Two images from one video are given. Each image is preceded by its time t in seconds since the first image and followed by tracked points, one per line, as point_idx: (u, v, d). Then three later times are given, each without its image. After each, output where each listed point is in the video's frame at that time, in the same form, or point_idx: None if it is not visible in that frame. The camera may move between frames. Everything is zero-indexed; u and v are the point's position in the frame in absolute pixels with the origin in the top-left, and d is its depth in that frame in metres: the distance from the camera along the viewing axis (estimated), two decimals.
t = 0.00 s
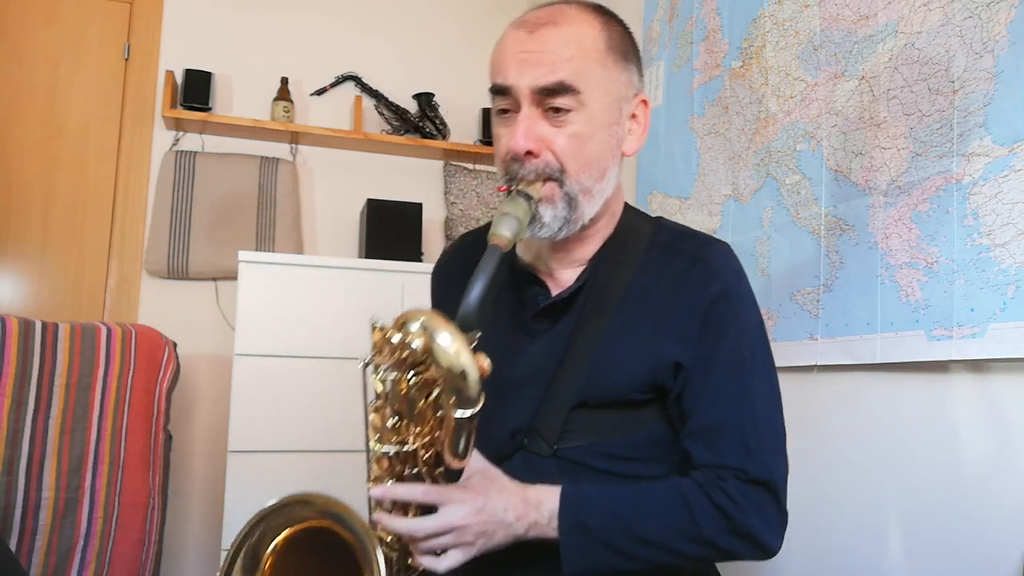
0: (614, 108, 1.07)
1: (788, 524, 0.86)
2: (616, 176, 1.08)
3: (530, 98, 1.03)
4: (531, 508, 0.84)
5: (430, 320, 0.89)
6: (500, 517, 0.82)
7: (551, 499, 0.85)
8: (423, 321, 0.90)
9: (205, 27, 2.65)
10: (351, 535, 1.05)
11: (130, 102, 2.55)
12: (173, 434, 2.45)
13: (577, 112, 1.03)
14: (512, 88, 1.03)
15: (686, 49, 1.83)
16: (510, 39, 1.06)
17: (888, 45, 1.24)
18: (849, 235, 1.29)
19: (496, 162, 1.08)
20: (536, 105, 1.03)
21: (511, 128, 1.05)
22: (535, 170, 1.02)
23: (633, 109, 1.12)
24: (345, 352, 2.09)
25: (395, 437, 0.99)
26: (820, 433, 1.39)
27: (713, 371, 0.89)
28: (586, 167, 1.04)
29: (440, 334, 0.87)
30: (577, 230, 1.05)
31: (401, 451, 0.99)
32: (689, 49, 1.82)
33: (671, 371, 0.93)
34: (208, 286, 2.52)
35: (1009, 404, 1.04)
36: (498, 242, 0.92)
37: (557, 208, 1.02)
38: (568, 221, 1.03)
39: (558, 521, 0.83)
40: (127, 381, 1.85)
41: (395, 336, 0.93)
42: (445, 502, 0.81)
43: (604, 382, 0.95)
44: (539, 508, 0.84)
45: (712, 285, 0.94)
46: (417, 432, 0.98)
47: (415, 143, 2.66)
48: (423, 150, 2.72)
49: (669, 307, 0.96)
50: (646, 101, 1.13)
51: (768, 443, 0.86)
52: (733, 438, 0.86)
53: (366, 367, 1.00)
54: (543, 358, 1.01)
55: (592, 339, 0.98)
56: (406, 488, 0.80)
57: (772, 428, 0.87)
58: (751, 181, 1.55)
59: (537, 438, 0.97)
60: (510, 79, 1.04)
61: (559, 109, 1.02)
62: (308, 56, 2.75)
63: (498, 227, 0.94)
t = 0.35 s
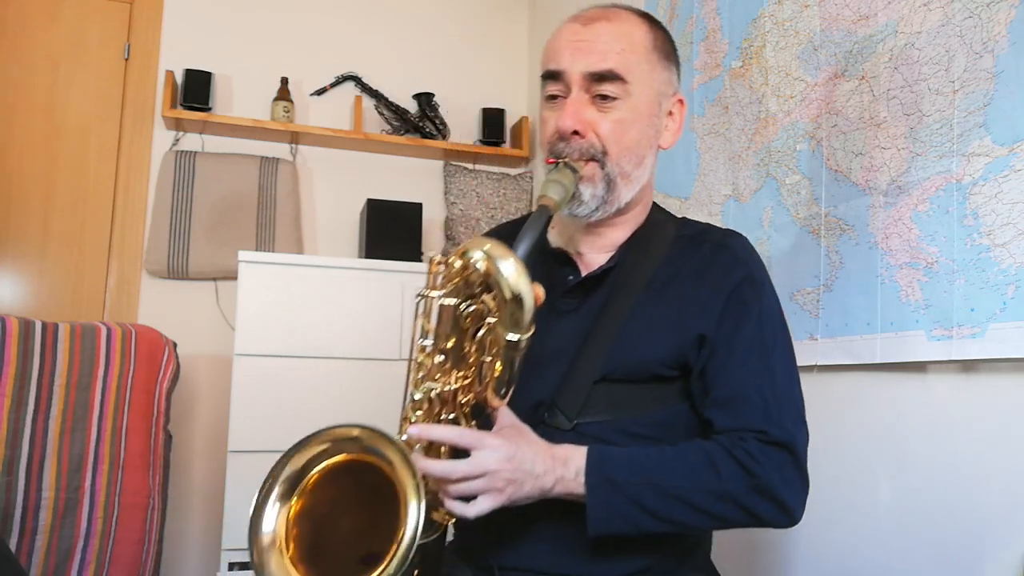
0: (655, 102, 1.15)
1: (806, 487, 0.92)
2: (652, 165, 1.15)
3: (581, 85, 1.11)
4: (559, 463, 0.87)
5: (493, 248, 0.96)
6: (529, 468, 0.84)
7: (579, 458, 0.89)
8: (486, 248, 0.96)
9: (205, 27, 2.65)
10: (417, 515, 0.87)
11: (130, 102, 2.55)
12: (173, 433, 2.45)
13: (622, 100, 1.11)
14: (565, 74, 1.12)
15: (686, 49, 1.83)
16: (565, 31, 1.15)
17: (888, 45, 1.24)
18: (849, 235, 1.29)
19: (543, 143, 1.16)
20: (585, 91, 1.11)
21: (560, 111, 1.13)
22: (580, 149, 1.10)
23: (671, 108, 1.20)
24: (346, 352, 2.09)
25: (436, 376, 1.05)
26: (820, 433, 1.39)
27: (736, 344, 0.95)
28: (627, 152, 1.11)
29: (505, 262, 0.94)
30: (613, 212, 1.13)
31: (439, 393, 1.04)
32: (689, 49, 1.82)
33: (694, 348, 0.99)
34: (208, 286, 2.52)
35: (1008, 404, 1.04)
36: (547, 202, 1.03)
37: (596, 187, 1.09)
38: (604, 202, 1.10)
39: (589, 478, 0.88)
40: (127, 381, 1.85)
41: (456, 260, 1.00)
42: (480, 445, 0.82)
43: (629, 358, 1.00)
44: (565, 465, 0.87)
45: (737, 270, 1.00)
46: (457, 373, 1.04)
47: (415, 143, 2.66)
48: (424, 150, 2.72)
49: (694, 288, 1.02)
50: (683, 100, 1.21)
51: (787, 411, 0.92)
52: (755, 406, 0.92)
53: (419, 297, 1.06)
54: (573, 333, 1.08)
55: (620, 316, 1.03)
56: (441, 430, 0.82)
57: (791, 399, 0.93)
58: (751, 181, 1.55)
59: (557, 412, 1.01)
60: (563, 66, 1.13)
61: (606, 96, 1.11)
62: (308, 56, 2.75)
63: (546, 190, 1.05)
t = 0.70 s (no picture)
0: (681, 109, 1.20)
1: (817, 480, 0.95)
2: (674, 171, 1.20)
3: (612, 89, 1.17)
4: (580, 445, 0.91)
5: (542, 219, 1.02)
6: (552, 447, 0.88)
7: (599, 442, 0.92)
8: (536, 219, 1.02)
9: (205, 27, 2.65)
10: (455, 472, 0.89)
11: (130, 102, 2.55)
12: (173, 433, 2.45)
13: (650, 105, 1.16)
14: (598, 78, 1.19)
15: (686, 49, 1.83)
16: (599, 38, 1.21)
17: (888, 45, 1.24)
18: (849, 235, 1.29)
19: (573, 141, 1.21)
20: (616, 95, 1.17)
21: (591, 112, 1.19)
22: (608, 148, 1.15)
23: (693, 118, 1.24)
24: (346, 352, 2.09)
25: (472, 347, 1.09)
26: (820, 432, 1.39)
27: (750, 341, 0.97)
28: (652, 155, 1.16)
29: (553, 233, 1.00)
30: (635, 210, 1.17)
31: (474, 365, 1.08)
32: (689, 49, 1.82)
33: (708, 344, 1.01)
34: (207, 286, 2.52)
35: (1009, 404, 1.04)
36: (581, 191, 1.10)
37: (621, 185, 1.14)
38: (627, 200, 1.15)
39: (609, 461, 0.91)
40: (127, 381, 1.85)
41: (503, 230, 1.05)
42: (508, 419, 0.87)
43: (644, 351, 1.03)
44: (586, 447, 0.91)
45: (752, 271, 1.02)
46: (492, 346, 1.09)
47: (415, 143, 2.66)
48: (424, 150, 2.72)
49: (710, 286, 1.04)
50: (704, 112, 1.25)
51: (799, 405, 0.94)
52: (767, 401, 0.94)
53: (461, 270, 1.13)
54: (591, 325, 1.12)
55: (637, 313, 1.06)
56: (474, 402, 0.88)
57: (804, 395, 0.95)
58: (751, 181, 1.55)
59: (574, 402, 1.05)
60: (596, 71, 1.19)
61: (635, 101, 1.16)
62: (308, 56, 2.75)
63: (580, 180, 1.11)
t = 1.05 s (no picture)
0: (678, 116, 1.22)
1: (809, 486, 0.95)
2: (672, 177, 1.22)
3: (612, 96, 1.18)
4: (582, 451, 0.91)
5: (552, 227, 1.02)
6: (555, 453, 0.89)
7: (601, 449, 0.92)
8: (546, 227, 1.02)
9: (205, 27, 2.65)
10: (465, 476, 0.90)
11: (130, 102, 2.55)
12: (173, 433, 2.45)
13: (649, 112, 1.17)
14: (597, 85, 1.19)
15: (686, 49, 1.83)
16: (599, 46, 1.22)
17: (888, 45, 1.24)
18: (849, 235, 1.29)
19: (572, 149, 1.22)
20: (616, 102, 1.18)
21: (592, 120, 1.20)
22: (609, 154, 1.16)
23: (687, 126, 1.26)
24: (346, 353, 2.09)
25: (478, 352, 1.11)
26: (820, 432, 1.38)
27: (746, 347, 0.97)
28: (652, 162, 1.17)
29: (563, 240, 1.00)
30: (635, 217, 1.18)
31: (481, 370, 1.09)
32: (689, 49, 1.82)
33: (704, 349, 1.01)
34: (207, 286, 2.52)
35: (1010, 404, 1.03)
36: (585, 199, 1.10)
37: (623, 192, 1.15)
38: (629, 207, 1.16)
39: (609, 466, 0.91)
40: (127, 381, 1.85)
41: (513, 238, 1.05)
42: (513, 425, 0.89)
43: (640, 355, 1.03)
44: (589, 453, 0.92)
45: (746, 276, 1.02)
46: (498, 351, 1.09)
47: (415, 143, 2.66)
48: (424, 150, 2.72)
49: (706, 290, 1.04)
50: (698, 119, 1.27)
51: (793, 411, 0.94)
52: (763, 407, 0.94)
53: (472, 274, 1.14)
54: (588, 331, 1.13)
55: (632, 317, 1.06)
56: (481, 408, 0.90)
57: (797, 401, 0.95)
58: (751, 181, 1.55)
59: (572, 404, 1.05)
60: (596, 78, 1.20)
61: (635, 108, 1.17)
62: (308, 56, 2.75)
63: (584, 187, 1.11)
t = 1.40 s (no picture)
0: (658, 109, 1.22)
1: (802, 485, 0.95)
2: (653, 171, 1.21)
3: (589, 89, 1.19)
4: (573, 441, 0.91)
5: (508, 226, 1.02)
6: (541, 445, 0.89)
7: (593, 438, 0.92)
8: (502, 228, 1.02)
9: (205, 27, 2.65)
10: (431, 469, 0.93)
11: (130, 102, 2.55)
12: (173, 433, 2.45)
13: (627, 105, 1.18)
14: (575, 78, 1.20)
15: (686, 49, 1.83)
16: (578, 42, 1.23)
17: (888, 45, 1.24)
18: (849, 235, 1.29)
19: (551, 143, 1.23)
20: (593, 95, 1.19)
21: (568, 115, 1.20)
22: (585, 148, 1.16)
23: (671, 120, 1.26)
24: (346, 352, 2.09)
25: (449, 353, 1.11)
26: (820, 432, 1.38)
27: (737, 343, 0.97)
28: (630, 155, 1.17)
29: (519, 239, 1.00)
30: (616, 211, 1.18)
31: (453, 370, 1.09)
32: (689, 49, 1.82)
33: (693, 344, 1.01)
34: (208, 286, 2.52)
35: (1010, 404, 1.04)
36: (556, 194, 1.10)
37: (600, 187, 1.15)
38: (607, 201, 1.16)
39: (603, 456, 0.91)
40: (127, 381, 1.85)
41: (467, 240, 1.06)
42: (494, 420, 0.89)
43: (629, 350, 1.03)
44: (579, 442, 0.92)
45: (733, 270, 1.03)
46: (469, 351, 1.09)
47: (415, 143, 2.66)
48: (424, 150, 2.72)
49: (695, 285, 1.05)
50: (683, 112, 1.27)
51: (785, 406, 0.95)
52: (755, 403, 0.94)
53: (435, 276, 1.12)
54: (574, 324, 1.12)
55: (620, 310, 1.07)
56: (456, 411, 0.91)
57: (788, 398, 0.96)
58: (751, 181, 1.55)
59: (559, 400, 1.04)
60: (574, 71, 1.21)
61: (612, 101, 1.17)
62: (308, 56, 2.75)
63: (556, 182, 1.11)
